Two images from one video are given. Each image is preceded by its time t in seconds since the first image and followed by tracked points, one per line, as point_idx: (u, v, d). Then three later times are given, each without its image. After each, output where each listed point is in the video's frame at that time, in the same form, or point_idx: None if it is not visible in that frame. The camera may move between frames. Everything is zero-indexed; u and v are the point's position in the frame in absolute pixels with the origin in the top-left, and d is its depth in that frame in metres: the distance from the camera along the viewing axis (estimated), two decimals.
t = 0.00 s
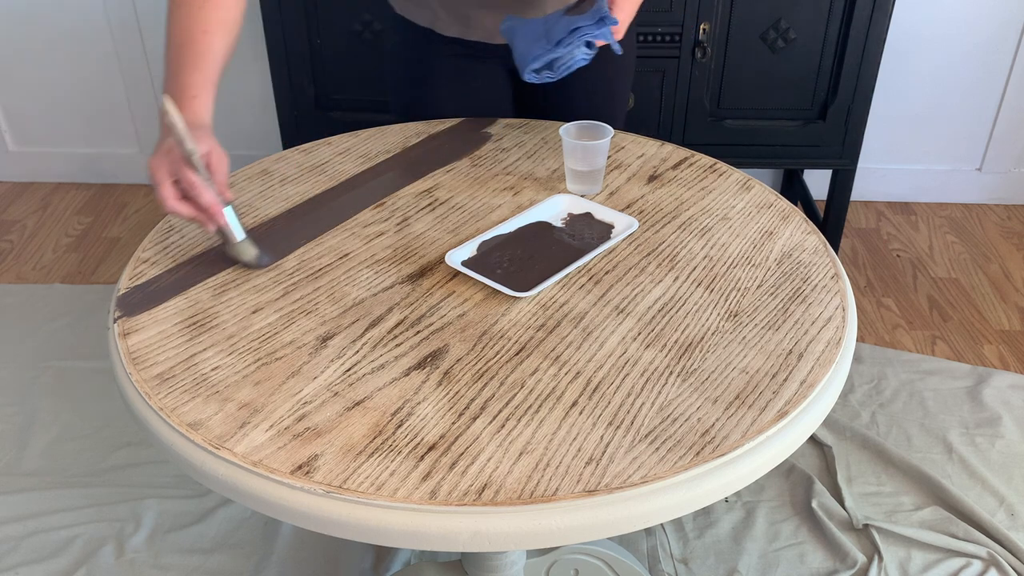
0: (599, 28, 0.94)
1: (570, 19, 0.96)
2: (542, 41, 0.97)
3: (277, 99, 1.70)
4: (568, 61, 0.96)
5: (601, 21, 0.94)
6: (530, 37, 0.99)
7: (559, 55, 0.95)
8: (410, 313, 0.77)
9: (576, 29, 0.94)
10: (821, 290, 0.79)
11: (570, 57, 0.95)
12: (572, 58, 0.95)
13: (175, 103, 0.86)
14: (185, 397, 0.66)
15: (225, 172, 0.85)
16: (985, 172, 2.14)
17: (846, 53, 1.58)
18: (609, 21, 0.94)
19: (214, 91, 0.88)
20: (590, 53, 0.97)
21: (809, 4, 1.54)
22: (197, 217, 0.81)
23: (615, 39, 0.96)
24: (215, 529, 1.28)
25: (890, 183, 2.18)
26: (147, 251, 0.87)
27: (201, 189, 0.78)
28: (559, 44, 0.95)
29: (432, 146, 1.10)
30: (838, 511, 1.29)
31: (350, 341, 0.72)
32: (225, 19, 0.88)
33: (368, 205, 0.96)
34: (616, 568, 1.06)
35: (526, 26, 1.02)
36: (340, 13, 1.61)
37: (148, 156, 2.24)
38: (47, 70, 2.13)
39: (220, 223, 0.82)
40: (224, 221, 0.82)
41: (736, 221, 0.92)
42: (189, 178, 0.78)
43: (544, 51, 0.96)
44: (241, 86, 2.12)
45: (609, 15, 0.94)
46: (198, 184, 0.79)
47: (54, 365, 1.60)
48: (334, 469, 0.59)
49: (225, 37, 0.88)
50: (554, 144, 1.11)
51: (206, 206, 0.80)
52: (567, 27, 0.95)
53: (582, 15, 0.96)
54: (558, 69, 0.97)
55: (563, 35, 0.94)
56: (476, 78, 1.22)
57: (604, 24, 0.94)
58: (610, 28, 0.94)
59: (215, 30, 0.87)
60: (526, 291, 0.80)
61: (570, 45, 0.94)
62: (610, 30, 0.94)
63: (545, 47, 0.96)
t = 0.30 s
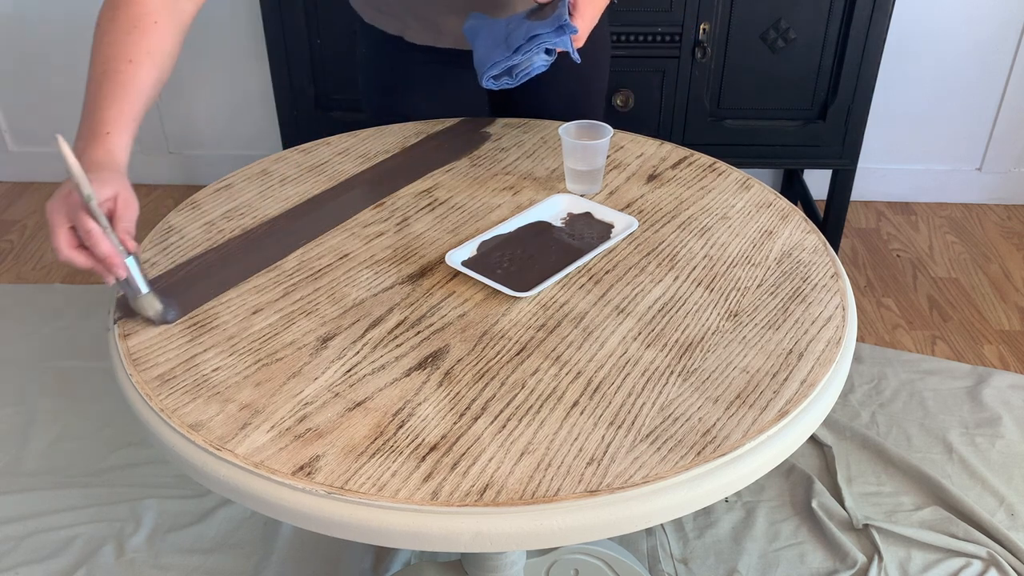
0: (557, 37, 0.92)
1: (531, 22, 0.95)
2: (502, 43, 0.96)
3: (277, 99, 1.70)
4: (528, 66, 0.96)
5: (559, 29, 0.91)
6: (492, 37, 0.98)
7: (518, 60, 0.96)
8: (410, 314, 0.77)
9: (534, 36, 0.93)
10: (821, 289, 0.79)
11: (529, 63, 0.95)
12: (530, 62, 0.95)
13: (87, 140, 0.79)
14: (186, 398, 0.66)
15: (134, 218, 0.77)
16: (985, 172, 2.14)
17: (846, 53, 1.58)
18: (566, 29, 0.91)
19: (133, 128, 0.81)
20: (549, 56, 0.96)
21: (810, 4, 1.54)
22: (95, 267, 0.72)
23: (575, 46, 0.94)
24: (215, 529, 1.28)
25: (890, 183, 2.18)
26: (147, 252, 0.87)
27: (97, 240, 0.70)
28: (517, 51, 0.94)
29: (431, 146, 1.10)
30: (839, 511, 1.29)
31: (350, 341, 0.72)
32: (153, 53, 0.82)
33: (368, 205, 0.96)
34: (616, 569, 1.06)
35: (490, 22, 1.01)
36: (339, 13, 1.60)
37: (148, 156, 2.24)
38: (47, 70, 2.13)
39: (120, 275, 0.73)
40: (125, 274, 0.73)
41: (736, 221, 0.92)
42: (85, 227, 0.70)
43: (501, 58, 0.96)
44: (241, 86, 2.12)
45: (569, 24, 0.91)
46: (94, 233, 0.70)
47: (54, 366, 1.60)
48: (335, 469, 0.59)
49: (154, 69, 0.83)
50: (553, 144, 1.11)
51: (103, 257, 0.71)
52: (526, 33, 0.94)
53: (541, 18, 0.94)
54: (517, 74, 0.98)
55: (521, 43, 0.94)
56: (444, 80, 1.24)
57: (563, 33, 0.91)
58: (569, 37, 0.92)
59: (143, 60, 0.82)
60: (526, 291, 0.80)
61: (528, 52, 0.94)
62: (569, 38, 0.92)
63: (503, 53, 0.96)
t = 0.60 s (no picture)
0: (558, 34, 0.92)
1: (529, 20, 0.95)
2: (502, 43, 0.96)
3: (277, 99, 1.70)
4: (528, 64, 0.96)
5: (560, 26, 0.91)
6: (489, 37, 0.98)
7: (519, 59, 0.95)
8: (410, 313, 0.77)
9: (534, 35, 0.93)
10: (821, 289, 0.79)
11: (529, 62, 0.95)
12: (531, 61, 0.95)
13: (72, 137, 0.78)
14: (186, 397, 0.66)
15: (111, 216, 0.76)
16: (985, 172, 2.14)
17: (846, 53, 1.58)
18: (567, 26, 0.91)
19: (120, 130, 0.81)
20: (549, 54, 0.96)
21: (810, 4, 1.54)
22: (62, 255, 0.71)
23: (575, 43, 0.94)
24: (215, 529, 1.28)
25: (890, 183, 2.18)
26: (147, 251, 0.87)
27: (73, 222, 0.69)
28: (518, 50, 0.94)
29: (430, 146, 1.10)
30: (839, 511, 1.29)
31: (350, 341, 0.72)
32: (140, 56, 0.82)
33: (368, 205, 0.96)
34: (616, 568, 1.06)
35: (486, 23, 1.01)
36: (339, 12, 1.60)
37: (148, 156, 2.24)
38: (47, 70, 2.13)
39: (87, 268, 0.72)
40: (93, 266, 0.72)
41: (736, 221, 0.92)
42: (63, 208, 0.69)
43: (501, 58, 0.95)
44: (241, 87, 2.12)
45: (568, 21, 0.91)
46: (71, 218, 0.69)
47: (54, 366, 1.60)
48: (336, 468, 0.59)
49: (141, 72, 0.82)
50: (553, 144, 1.11)
51: (73, 242, 0.69)
52: (525, 32, 0.93)
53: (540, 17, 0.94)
54: (518, 73, 0.97)
55: (522, 42, 0.93)
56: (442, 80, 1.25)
57: (563, 30, 0.92)
58: (569, 34, 0.92)
59: (129, 61, 0.81)
60: (526, 290, 0.80)
61: (529, 50, 0.94)
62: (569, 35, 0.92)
63: (503, 53, 0.95)
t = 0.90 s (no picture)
0: (591, 4, 0.98)
1: None
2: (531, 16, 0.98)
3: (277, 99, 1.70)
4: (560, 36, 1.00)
5: None
6: (513, 13, 0.99)
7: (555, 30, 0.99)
8: (410, 313, 0.77)
9: (568, 5, 0.97)
10: (821, 289, 0.79)
11: (562, 33, 0.99)
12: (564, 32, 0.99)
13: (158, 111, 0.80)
14: (186, 397, 0.66)
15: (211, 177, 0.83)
16: (985, 172, 2.14)
17: (846, 53, 1.58)
18: None
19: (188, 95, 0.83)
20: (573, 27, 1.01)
21: (810, 4, 1.54)
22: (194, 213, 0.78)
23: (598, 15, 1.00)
24: (216, 529, 1.28)
25: (890, 183, 2.17)
26: (147, 251, 0.87)
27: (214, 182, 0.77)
28: (552, 21, 0.97)
29: (431, 146, 1.10)
30: (839, 511, 1.29)
31: (350, 341, 0.72)
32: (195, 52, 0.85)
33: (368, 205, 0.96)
34: (616, 569, 1.06)
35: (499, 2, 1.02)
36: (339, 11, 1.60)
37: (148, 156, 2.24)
38: (48, 70, 2.13)
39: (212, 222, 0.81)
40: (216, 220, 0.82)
41: (736, 221, 0.92)
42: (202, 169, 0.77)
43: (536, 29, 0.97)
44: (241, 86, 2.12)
45: None
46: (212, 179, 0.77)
47: (55, 366, 1.60)
48: (335, 468, 0.59)
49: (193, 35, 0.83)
50: (553, 144, 1.11)
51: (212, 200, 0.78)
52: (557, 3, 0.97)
53: None
54: (550, 45, 1.00)
55: (556, 12, 0.97)
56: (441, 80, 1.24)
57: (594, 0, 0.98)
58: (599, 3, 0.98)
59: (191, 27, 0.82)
60: (526, 290, 0.80)
61: (563, 21, 0.97)
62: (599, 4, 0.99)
63: (536, 25, 0.97)
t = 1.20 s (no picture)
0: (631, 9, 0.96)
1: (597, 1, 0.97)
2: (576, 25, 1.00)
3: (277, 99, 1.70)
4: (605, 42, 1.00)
5: None
6: (559, 25, 1.01)
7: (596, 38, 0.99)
8: (410, 313, 0.77)
9: (608, 14, 0.96)
10: (821, 290, 0.79)
11: (607, 41, 0.99)
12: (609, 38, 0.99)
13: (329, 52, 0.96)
14: (185, 396, 0.66)
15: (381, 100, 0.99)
16: (985, 172, 2.14)
17: (846, 53, 1.58)
18: None
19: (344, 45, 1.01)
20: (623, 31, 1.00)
21: (809, 4, 1.54)
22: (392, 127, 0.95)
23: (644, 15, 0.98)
24: (215, 529, 1.28)
25: (890, 183, 2.17)
26: (147, 251, 0.87)
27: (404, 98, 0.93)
28: (593, 32, 0.98)
29: (431, 146, 1.10)
30: (839, 511, 1.29)
31: (350, 340, 0.72)
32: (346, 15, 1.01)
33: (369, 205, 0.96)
34: (616, 569, 1.06)
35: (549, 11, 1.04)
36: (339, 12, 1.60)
37: (148, 156, 2.24)
38: (48, 71, 2.13)
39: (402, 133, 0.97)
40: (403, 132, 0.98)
41: (736, 221, 0.92)
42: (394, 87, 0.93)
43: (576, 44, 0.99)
44: (241, 86, 2.12)
45: None
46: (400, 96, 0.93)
47: (55, 366, 1.60)
48: (335, 468, 0.59)
49: None
50: (553, 144, 1.11)
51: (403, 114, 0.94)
52: (597, 13, 0.97)
53: None
54: (596, 54, 1.01)
55: (596, 24, 0.97)
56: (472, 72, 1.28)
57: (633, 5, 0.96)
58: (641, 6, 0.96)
59: None
60: (526, 290, 0.80)
61: (604, 31, 0.97)
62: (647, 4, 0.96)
63: (578, 38, 0.99)
